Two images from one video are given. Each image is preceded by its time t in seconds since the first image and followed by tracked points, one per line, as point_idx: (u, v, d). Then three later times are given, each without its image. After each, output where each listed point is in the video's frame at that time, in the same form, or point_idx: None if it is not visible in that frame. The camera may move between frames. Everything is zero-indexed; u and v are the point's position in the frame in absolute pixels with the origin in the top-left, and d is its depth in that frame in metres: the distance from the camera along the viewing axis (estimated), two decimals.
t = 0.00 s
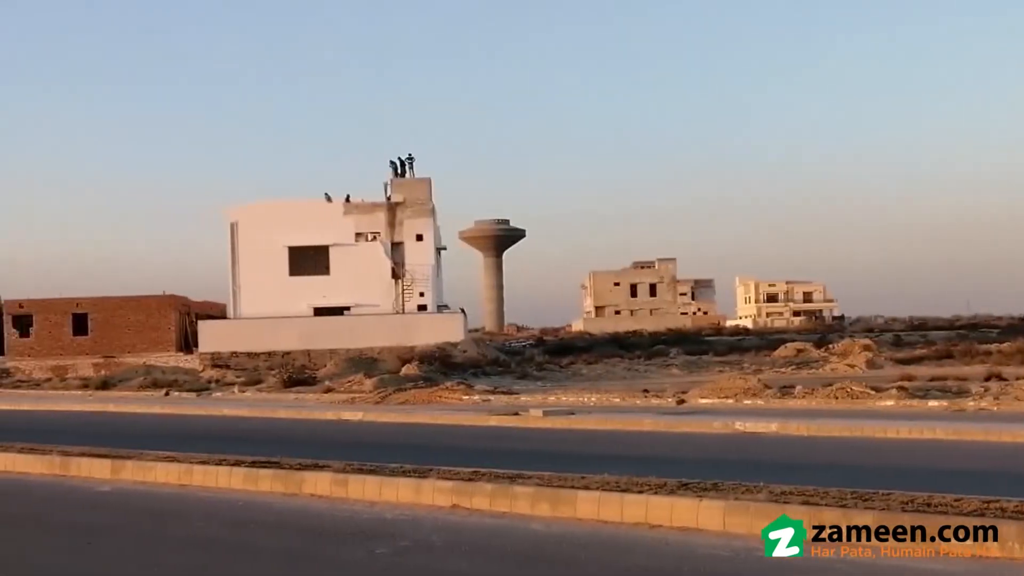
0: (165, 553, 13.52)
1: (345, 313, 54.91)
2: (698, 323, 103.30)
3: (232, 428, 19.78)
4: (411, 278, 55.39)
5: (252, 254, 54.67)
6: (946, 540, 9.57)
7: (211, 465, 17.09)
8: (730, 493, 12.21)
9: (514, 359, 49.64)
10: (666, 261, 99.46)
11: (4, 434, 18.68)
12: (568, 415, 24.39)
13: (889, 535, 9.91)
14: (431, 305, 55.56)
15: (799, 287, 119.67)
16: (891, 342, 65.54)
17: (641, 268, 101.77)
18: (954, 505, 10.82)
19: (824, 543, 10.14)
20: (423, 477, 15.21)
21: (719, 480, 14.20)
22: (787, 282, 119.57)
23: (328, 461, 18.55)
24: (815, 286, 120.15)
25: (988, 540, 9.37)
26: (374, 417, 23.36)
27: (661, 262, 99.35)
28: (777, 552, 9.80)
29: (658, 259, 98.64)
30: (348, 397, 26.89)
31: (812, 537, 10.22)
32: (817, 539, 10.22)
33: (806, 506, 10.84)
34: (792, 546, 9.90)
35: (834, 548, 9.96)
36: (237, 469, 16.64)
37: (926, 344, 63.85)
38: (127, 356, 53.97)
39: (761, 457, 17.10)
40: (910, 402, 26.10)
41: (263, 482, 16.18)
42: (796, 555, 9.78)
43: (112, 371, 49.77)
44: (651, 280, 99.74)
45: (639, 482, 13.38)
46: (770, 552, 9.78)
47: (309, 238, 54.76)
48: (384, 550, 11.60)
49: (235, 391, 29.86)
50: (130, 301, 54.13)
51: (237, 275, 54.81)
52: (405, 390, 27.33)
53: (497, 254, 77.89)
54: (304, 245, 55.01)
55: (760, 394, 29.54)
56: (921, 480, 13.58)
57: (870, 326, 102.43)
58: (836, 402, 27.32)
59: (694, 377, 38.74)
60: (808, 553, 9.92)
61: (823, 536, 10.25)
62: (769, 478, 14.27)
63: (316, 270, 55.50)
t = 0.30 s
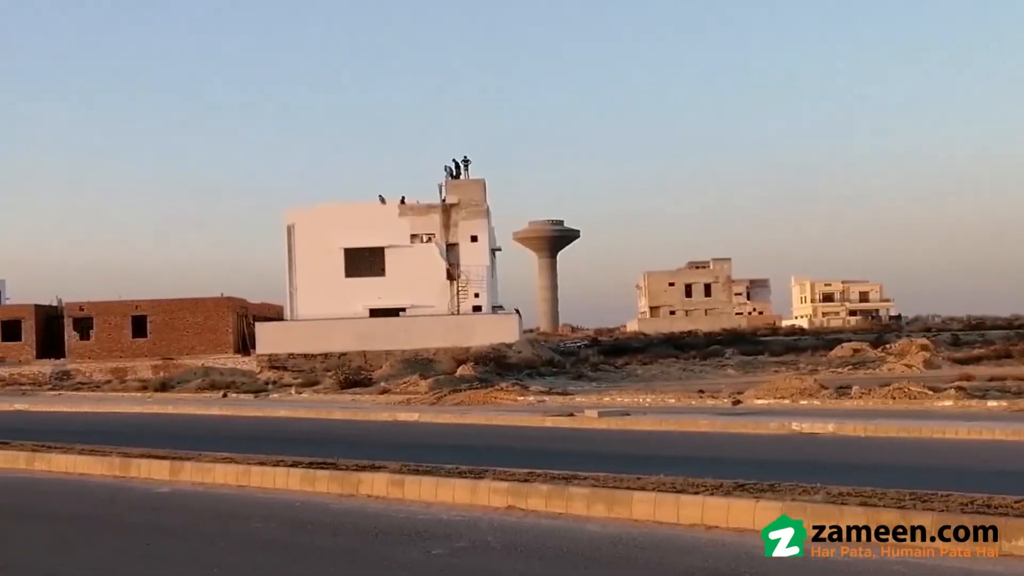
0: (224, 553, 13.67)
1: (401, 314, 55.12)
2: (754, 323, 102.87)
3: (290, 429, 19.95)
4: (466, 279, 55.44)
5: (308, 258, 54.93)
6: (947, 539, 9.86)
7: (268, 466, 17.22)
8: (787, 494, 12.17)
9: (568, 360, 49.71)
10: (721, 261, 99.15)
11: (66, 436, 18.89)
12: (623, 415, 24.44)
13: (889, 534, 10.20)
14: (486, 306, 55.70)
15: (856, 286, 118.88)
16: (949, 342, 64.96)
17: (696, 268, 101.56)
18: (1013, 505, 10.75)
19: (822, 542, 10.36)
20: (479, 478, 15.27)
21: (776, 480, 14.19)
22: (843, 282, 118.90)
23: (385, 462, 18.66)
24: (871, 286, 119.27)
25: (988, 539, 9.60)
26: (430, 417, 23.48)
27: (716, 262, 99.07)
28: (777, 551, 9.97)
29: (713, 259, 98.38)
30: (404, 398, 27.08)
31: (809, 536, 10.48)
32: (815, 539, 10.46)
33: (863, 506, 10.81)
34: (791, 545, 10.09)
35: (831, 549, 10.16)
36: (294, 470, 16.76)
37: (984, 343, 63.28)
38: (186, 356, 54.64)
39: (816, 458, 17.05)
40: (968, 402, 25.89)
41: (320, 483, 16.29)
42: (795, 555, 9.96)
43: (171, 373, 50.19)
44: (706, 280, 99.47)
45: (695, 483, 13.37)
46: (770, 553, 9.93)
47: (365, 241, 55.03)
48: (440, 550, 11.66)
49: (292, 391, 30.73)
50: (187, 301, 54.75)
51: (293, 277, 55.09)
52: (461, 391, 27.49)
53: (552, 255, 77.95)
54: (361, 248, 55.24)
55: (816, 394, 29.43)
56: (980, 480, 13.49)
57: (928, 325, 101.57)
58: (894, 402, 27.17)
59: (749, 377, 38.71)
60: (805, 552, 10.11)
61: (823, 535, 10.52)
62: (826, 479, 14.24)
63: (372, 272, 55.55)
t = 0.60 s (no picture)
0: (295, 551, 13.99)
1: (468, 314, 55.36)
2: (818, 322, 102.31)
3: (359, 429, 20.25)
4: (531, 280, 55.63)
5: (377, 259, 55.41)
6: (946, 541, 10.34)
7: (337, 465, 17.50)
8: (853, 495, 12.27)
9: (632, 360, 49.88)
10: (785, 262, 98.62)
11: (141, 436, 19.27)
12: (688, 416, 24.60)
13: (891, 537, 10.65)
14: (551, 307, 55.86)
15: (920, 286, 117.81)
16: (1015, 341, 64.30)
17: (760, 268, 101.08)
18: None
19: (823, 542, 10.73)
20: (546, 478, 15.46)
21: (840, 481, 14.28)
22: (908, 281, 118.01)
23: (453, 462, 18.93)
24: (936, 286, 118.09)
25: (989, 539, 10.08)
26: (496, 418, 23.72)
27: (780, 262, 98.55)
28: (778, 551, 10.35)
29: (777, 259, 97.86)
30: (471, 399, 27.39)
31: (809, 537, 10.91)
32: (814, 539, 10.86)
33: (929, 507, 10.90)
34: (791, 546, 10.50)
35: (832, 549, 10.50)
36: (363, 470, 17.02)
37: None
38: (257, 356, 55.28)
39: (879, 458, 17.13)
40: None
41: (388, 483, 16.53)
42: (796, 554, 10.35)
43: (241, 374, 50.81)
44: (770, 280, 98.96)
45: (760, 484, 13.49)
46: (771, 552, 10.30)
47: (432, 243, 55.33)
48: (507, 550, 11.87)
49: (361, 391, 31.44)
50: (258, 305, 55.60)
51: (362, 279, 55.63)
52: (527, 391, 27.76)
53: (615, 256, 77.98)
54: (429, 250, 55.57)
55: (881, 394, 29.40)
56: None
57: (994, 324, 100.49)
58: (959, 402, 27.10)
59: (813, 377, 38.86)
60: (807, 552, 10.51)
61: (820, 535, 10.95)
62: (891, 480, 14.31)
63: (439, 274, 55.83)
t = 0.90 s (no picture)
0: (373, 548, 14.37)
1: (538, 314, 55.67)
2: (887, 322, 101.63)
3: (433, 428, 20.63)
4: (602, 280, 55.79)
5: (450, 261, 56.18)
6: (946, 538, 10.88)
7: (411, 464, 17.87)
8: (922, 495, 12.44)
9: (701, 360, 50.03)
10: (854, 262, 97.98)
11: (221, 434, 19.75)
12: (756, 415, 24.76)
13: (891, 534, 11.20)
14: (621, 307, 56.00)
15: (990, 286, 116.46)
16: None
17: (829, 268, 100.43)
18: None
19: (825, 542, 11.24)
20: (617, 477, 15.76)
21: (910, 481, 14.48)
22: (978, 281, 116.87)
23: (525, 460, 19.23)
24: (1007, 286, 116.58)
25: (989, 538, 10.65)
26: (567, 417, 24.01)
27: (848, 262, 97.88)
28: (778, 552, 10.80)
29: (845, 259, 97.15)
30: (541, 398, 27.68)
31: (809, 536, 11.47)
32: (816, 539, 11.38)
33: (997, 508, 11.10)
34: (792, 546, 10.94)
35: (831, 548, 10.97)
36: (436, 468, 17.38)
37: None
38: (335, 356, 56.04)
39: (947, 458, 17.27)
40: None
41: (461, 481, 16.89)
42: (796, 556, 10.81)
43: (316, 373, 51.47)
44: (838, 280, 98.36)
45: (828, 483, 13.70)
46: (771, 553, 10.77)
47: (504, 245, 55.96)
48: (578, 547, 12.16)
49: (434, 391, 31.58)
50: (336, 305, 56.43)
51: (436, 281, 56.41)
52: (597, 391, 28.01)
53: (683, 256, 77.96)
54: (499, 251, 56.10)
55: (950, 394, 29.40)
56: None
57: None
58: None
59: (883, 377, 38.85)
60: (806, 552, 10.95)
61: (823, 535, 11.49)
62: (961, 480, 14.48)
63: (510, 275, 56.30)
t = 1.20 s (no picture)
0: (446, 544, 14.64)
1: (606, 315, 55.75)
2: (957, 321, 100.71)
3: (503, 426, 20.87)
4: (668, 280, 55.75)
5: (518, 262, 56.38)
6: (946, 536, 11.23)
7: (482, 461, 18.12)
8: (992, 495, 12.51)
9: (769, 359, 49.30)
10: (923, 260, 96.88)
11: (296, 432, 20.11)
12: (825, 415, 24.74)
13: (889, 533, 11.53)
14: (688, 307, 55.70)
15: None
16: None
17: (898, 266, 99.37)
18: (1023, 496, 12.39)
19: (826, 542, 11.48)
20: (686, 475, 15.91)
21: (980, 481, 14.50)
22: None
23: (594, 458, 19.42)
24: None
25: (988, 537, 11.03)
26: (637, 417, 24.14)
27: (917, 261, 96.73)
28: (778, 552, 10.98)
29: (914, 259, 95.91)
30: (610, 398, 27.81)
31: (810, 536, 11.69)
32: (816, 538, 11.63)
33: None
34: (792, 545, 11.11)
35: (831, 548, 11.21)
36: (506, 466, 17.60)
37: None
38: (406, 356, 56.61)
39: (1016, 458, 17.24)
40: None
41: (530, 479, 17.11)
42: (796, 556, 11.00)
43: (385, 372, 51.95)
44: (907, 280, 97.31)
45: (897, 482, 13.79)
46: (771, 553, 10.96)
47: (573, 246, 56.16)
48: (649, 546, 12.33)
49: (502, 391, 31.19)
50: (407, 305, 56.95)
51: (504, 280, 56.60)
52: (666, 391, 28.09)
53: (750, 256, 77.72)
54: (567, 251, 56.37)
55: (1022, 394, 29.13)
56: None
57: None
58: None
59: (951, 377, 38.52)
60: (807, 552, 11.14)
61: (822, 534, 11.75)
62: None
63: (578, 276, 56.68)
